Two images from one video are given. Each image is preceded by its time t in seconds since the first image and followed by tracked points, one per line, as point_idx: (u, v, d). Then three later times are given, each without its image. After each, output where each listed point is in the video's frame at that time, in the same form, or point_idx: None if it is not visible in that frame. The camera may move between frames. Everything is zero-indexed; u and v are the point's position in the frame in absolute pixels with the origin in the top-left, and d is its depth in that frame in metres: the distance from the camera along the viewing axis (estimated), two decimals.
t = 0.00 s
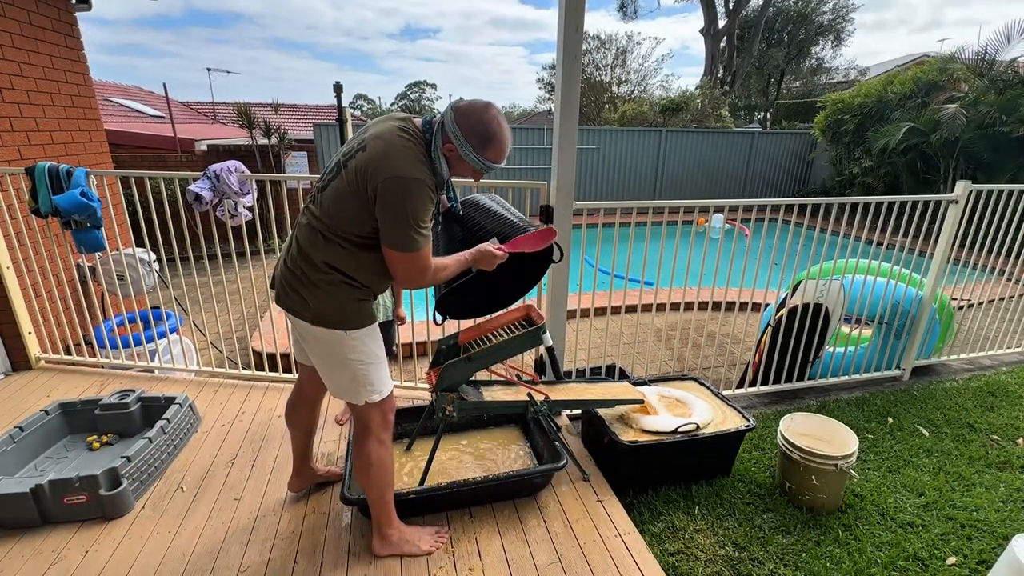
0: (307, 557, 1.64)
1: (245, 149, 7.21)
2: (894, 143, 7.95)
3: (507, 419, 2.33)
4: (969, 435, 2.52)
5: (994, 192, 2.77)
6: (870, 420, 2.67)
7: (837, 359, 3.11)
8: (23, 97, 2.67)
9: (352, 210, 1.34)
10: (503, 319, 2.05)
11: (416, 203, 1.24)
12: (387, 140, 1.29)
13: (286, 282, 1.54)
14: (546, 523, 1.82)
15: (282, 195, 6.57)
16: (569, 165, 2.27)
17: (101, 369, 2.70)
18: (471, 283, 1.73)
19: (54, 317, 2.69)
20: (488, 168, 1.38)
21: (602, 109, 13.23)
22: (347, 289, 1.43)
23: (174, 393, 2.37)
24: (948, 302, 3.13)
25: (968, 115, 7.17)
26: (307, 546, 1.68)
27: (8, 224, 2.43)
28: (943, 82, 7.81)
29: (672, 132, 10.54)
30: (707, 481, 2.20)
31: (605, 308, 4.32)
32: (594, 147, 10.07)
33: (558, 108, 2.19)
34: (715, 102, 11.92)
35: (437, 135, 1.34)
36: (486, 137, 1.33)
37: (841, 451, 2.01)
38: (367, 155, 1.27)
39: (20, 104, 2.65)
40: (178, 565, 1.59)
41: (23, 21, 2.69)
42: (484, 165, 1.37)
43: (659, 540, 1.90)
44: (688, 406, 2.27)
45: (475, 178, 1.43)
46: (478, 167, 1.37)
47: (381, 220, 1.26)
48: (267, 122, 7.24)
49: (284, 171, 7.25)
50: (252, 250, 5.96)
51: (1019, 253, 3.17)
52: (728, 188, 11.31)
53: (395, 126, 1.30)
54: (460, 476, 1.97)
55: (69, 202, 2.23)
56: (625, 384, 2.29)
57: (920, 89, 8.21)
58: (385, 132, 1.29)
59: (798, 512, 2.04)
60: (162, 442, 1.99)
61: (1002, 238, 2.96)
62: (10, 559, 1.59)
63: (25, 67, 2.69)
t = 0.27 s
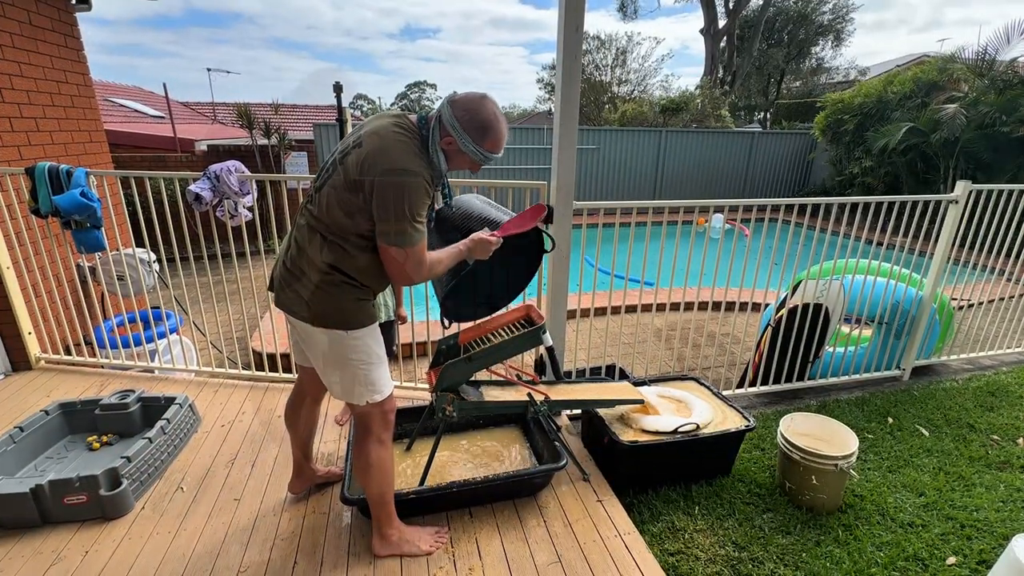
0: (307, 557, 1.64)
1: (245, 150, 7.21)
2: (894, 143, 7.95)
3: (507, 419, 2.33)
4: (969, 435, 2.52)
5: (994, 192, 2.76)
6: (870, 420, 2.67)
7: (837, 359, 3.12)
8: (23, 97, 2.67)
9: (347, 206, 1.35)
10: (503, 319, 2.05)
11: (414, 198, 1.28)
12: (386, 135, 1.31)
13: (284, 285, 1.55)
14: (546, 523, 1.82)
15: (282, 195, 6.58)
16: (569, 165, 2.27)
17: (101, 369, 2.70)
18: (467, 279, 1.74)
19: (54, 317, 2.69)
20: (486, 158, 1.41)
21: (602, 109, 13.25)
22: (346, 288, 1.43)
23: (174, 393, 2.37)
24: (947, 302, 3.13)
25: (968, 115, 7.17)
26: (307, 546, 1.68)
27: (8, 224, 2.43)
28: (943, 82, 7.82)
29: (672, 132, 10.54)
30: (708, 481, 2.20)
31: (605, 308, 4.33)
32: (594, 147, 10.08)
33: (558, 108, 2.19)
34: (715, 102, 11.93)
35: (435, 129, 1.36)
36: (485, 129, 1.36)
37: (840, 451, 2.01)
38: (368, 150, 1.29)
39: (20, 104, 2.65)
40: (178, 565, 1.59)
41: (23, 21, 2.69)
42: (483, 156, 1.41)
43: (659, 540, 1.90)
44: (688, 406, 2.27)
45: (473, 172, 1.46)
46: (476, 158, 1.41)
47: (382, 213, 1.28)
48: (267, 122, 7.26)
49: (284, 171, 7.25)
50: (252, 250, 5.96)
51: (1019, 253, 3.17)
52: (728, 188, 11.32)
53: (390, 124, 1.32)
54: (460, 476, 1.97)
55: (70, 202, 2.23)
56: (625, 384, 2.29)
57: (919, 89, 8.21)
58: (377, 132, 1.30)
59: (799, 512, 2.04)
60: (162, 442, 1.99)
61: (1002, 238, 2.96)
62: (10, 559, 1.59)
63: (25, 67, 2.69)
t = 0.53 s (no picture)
0: (307, 557, 1.64)
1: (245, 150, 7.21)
2: (894, 143, 7.95)
3: (507, 419, 2.33)
4: (969, 435, 2.52)
5: (994, 192, 2.77)
6: (870, 420, 2.67)
7: (837, 359, 3.11)
8: (23, 97, 2.67)
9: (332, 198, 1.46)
10: (503, 319, 2.07)
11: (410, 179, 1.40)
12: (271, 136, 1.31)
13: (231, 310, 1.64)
14: (546, 523, 1.82)
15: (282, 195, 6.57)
16: (569, 165, 2.27)
17: (102, 369, 2.71)
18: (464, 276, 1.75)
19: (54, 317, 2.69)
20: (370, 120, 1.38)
21: (602, 109, 13.26)
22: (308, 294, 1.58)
23: (174, 394, 2.37)
24: (947, 302, 3.13)
25: (968, 115, 7.17)
26: (308, 546, 1.68)
27: (8, 225, 2.43)
28: (943, 82, 7.81)
29: (672, 132, 10.55)
30: (708, 481, 2.20)
31: (605, 308, 4.33)
32: (594, 147, 10.09)
33: (558, 108, 2.19)
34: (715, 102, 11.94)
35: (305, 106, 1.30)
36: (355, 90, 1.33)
37: (840, 451, 2.01)
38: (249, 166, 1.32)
39: (20, 104, 2.65)
40: (178, 565, 1.59)
41: (23, 21, 2.69)
42: (365, 118, 1.37)
43: (659, 540, 1.90)
44: (688, 406, 2.27)
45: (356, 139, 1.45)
46: (360, 122, 1.38)
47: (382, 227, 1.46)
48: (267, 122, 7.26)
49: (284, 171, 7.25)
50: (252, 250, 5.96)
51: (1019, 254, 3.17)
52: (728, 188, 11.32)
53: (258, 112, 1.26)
54: (459, 476, 1.97)
55: (69, 202, 2.23)
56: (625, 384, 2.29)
57: (919, 90, 8.21)
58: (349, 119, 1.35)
59: (799, 512, 2.04)
60: (161, 442, 1.99)
61: (1002, 238, 2.96)
62: (10, 559, 1.59)
63: (25, 67, 2.69)
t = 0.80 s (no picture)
0: (307, 557, 1.64)
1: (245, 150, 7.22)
2: (894, 144, 7.96)
3: (507, 419, 2.33)
4: (969, 435, 2.52)
5: (994, 191, 2.76)
6: (870, 420, 2.67)
7: (837, 359, 3.12)
8: (23, 97, 2.67)
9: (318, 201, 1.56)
10: (503, 319, 2.06)
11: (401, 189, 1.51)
12: (283, 132, 1.39)
13: (235, 310, 1.64)
14: (546, 523, 1.82)
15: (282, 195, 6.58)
16: (570, 165, 2.27)
17: (102, 369, 2.69)
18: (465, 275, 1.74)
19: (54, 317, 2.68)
20: (384, 125, 1.51)
21: (602, 110, 13.27)
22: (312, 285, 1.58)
23: (174, 394, 2.37)
24: (948, 302, 3.13)
25: (968, 115, 7.16)
26: (308, 546, 1.68)
27: (8, 224, 2.43)
28: (943, 82, 7.81)
29: (672, 132, 10.55)
30: (708, 481, 2.20)
31: (605, 308, 4.33)
32: (594, 147, 10.10)
33: (558, 108, 2.19)
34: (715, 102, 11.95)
35: (328, 112, 1.49)
36: (369, 97, 1.46)
37: (840, 451, 2.01)
38: (250, 161, 1.33)
39: (20, 104, 2.65)
40: (178, 565, 1.58)
41: (23, 21, 2.69)
42: (380, 124, 1.50)
43: (659, 540, 1.90)
44: (688, 406, 2.27)
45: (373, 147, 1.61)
46: (376, 128, 1.51)
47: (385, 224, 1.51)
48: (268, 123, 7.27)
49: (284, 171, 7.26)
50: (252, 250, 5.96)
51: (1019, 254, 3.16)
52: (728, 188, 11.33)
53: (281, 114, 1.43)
54: (459, 476, 1.97)
55: (69, 202, 2.23)
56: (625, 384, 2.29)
57: (919, 90, 8.19)
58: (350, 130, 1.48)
59: (799, 512, 2.04)
60: (161, 442, 1.99)
61: (1003, 238, 2.96)
62: (9, 559, 1.58)
63: (25, 67, 2.69)
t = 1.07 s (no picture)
0: (307, 557, 1.64)
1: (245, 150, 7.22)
2: (893, 144, 7.96)
3: (507, 419, 2.33)
4: (969, 435, 2.52)
5: (994, 191, 2.76)
6: (870, 420, 2.67)
7: (837, 359, 3.12)
8: (22, 97, 2.67)
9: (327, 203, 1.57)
10: (503, 319, 2.06)
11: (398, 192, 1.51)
12: (296, 137, 1.40)
13: (241, 306, 1.64)
14: (546, 523, 1.82)
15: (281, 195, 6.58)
16: (570, 165, 2.26)
17: (102, 369, 2.69)
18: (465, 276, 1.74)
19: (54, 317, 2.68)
20: (395, 133, 1.51)
21: (601, 110, 13.26)
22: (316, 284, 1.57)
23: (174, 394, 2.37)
24: (948, 302, 3.13)
25: (968, 115, 7.16)
26: (308, 546, 1.68)
27: (8, 224, 2.43)
28: (943, 82, 7.81)
29: (672, 132, 10.54)
30: (708, 481, 2.20)
31: (605, 308, 4.33)
32: (594, 147, 10.09)
33: (558, 108, 2.19)
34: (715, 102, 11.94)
35: (341, 118, 1.49)
36: (381, 104, 1.46)
37: (840, 451, 2.01)
38: (262, 163, 1.33)
39: (20, 104, 2.65)
40: (178, 565, 1.59)
41: (23, 21, 2.69)
42: (391, 132, 1.50)
43: (659, 540, 1.90)
44: (688, 405, 2.27)
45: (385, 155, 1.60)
46: (387, 136, 1.50)
47: (393, 220, 1.51)
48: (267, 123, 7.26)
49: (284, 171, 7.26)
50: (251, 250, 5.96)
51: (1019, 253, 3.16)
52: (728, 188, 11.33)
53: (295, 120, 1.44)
54: (459, 476, 1.97)
55: (69, 202, 2.23)
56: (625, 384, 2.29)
57: (919, 90, 8.19)
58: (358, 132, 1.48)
59: (798, 512, 2.04)
60: (161, 442, 1.99)
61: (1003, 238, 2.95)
62: (9, 559, 1.58)
63: (25, 67, 2.69)
